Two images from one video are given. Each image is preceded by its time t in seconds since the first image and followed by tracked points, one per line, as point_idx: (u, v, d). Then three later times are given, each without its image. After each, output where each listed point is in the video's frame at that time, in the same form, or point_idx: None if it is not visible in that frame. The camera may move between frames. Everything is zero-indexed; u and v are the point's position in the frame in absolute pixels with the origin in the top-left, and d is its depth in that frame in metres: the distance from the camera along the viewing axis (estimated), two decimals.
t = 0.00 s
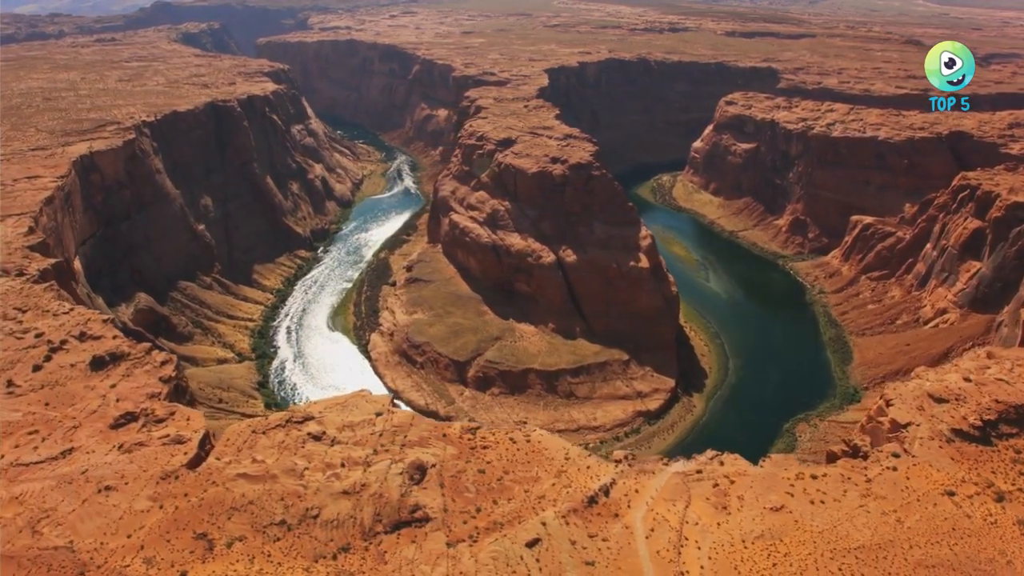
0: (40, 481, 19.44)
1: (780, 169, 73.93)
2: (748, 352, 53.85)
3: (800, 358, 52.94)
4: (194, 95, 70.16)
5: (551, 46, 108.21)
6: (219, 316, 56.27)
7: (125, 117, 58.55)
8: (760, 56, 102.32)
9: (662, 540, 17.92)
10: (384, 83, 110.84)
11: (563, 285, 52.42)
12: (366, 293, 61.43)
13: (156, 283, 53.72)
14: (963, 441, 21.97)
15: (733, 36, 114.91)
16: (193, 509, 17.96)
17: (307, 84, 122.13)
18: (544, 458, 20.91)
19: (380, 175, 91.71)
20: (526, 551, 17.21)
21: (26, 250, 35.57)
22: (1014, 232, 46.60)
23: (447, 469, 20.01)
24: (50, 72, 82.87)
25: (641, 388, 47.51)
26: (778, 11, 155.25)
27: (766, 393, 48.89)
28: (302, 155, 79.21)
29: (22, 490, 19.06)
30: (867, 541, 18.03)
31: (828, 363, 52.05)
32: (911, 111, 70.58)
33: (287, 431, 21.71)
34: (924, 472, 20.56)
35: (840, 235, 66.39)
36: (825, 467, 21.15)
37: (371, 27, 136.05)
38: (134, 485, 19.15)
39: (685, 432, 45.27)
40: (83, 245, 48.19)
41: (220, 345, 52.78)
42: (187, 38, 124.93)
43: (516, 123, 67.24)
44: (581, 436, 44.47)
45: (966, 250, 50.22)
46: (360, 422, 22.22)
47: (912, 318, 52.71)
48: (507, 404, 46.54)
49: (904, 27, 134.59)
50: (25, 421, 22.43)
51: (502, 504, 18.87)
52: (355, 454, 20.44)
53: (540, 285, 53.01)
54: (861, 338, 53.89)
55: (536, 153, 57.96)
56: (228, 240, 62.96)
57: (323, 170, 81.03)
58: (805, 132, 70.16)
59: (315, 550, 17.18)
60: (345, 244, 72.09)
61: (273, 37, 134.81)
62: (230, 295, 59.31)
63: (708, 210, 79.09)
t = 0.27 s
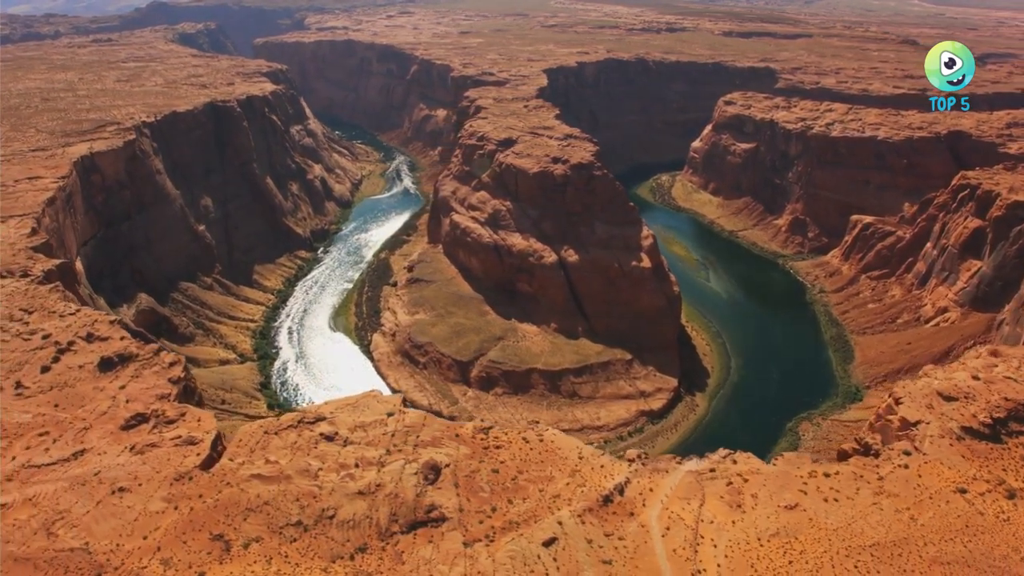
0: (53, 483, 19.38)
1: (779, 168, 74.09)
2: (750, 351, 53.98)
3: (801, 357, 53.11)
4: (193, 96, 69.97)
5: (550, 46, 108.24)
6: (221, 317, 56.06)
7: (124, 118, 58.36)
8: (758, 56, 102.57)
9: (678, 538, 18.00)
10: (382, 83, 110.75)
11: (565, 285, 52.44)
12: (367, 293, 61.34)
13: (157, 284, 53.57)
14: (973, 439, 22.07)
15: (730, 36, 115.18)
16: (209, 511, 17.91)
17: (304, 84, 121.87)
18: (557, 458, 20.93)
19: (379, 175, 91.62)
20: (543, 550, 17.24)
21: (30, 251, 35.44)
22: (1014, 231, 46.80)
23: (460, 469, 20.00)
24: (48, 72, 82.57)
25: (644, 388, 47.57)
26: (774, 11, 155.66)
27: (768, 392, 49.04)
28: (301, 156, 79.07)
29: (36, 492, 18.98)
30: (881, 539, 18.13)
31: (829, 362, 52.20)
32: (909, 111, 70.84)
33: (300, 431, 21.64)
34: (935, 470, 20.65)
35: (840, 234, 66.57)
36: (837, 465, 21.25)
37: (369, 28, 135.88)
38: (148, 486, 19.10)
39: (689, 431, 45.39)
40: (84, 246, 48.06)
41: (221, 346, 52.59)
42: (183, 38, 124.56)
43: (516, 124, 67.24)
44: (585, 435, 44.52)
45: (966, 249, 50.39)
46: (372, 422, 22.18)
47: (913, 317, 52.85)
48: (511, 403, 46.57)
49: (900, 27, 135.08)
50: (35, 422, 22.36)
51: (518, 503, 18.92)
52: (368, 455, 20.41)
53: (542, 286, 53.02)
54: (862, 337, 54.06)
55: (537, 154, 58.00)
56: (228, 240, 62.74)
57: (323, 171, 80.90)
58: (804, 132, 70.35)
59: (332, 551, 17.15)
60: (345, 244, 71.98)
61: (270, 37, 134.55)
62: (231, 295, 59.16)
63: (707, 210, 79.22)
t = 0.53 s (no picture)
0: (68, 485, 19.28)
1: (778, 168, 74.29)
2: (752, 350, 54.15)
3: (803, 356, 53.34)
4: (192, 96, 69.72)
5: (547, 46, 108.31)
6: (222, 318, 55.86)
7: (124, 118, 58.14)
8: (755, 56, 102.92)
9: (696, 536, 18.10)
10: (379, 84, 110.70)
11: (567, 285, 52.47)
12: (368, 294, 61.27)
13: (158, 285, 53.39)
14: (984, 436, 22.20)
15: (726, 36, 115.57)
16: (227, 512, 17.85)
17: (301, 85, 121.63)
18: (573, 457, 20.98)
19: (377, 175, 91.52)
20: (562, 549, 17.28)
21: (34, 252, 35.26)
22: (1015, 230, 47.07)
23: (476, 469, 20.02)
24: (44, 73, 82.17)
25: (647, 387, 47.65)
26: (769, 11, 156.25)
27: (770, 391, 49.24)
28: (300, 157, 78.89)
29: (51, 494, 18.89)
30: (897, 536, 18.24)
31: (831, 361, 52.43)
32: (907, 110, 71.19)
33: (314, 432, 21.61)
34: (948, 467, 20.75)
35: (839, 233, 66.80)
36: (851, 462, 21.36)
37: (365, 28, 135.70)
38: (164, 488, 19.03)
39: (693, 430, 45.56)
40: (85, 247, 47.92)
41: (223, 347, 52.40)
42: (179, 39, 124.11)
43: (516, 124, 67.25)
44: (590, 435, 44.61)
45: (966, 248, 50.66)
46: (386, 422, 22.18)
47: (913, 315, 53.05)
48: (514, 404, 46.60)
49: (895, 27, 135.77)
50: (47, 424, 22.27)
51: (535, 502, 18.96)
52: (384, 455, 20.40)
53: (544, 285, 53.05)
54: (863, 335, 54.28)
55: (538, 154, 58.06)
56: (228, 241, 62.56)
57: (322, 172, 80.76)
58: (802, 132, 70.57)
59: (352, 551, 17.12)
60: (345, 245, 71.87)
61: (266, 38, 134.22)
62: (232, 296, 59.00)
63: (706, 210, 79.39)
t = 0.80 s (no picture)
0: (81, 487, 19.22)
1: (777, 167, 74.47)
2: (753, 350, 54.30)
3: (804, 355, 53.52)
4: (190, 97, 69.51)
5: (545, 47, 108.35)
6: (223, 319, 55.73)
7: (123, 119, 57.93)
8: (752, 56, 103.20)
9: (712, 535, 18.21)
10: (377, 85, 110.71)
11: (569, 284, 52.46)
12: (369, 294, 61.23)
13: (159, 287, 53.28)
14: (993, 434, 22.31)
15: (723, 36, 115.89)
16: (242, 513, 17.81)
17: (298, 86, 121.37)
18: (586, 457, 21.04)
19: (376, 176, 91.40)
20: (579, 548, 17.34)
21: (37, 254, 35.13)
22: (1015, 229, 47.27)
23: (490, 469, 20.06)
24: (41, 74, 81.80)
25: (650, 387, 47.74)
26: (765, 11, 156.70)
27: (773, 390, 49.42)
28: (299, 157, 78.77)
29: (64, 496, 18.82)
30: (911, 534, 18.34)
31: (832, 359, 52.64)
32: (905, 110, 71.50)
33: (326, 433, 21.57)
34: (960, 465, 20.83)
35: (838, 233, 67.00)
36: (862, 460, 21.46)
37: (362, 28, 135.51)
38: (178, 489, 18.96)
39: (696, 429, 45.68)
40: (87, 248, 47.85)
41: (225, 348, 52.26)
42: (175, 40, 123.67)
43: (516, 124, 67.23)
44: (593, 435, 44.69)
45: (967, 247, 50.86)
46: (398, 423, 22.20)
47: (914, 314, 53.25)
48: (517, 404, 46.60)
49: (890, 27, 136.35)
50: (57, 426, 22.19)
51: (550, 501, 19.01)
52: (398, 455, 20.39)
53: (546, 285, 53.06)
54: (863, 334, 54.49)
55: (539, 153, 58.11)
56: (229, 242, 62.42)
57: (321, 172, 80.65)
58: (801, 131, 70.72)
59: (370, 552, 17.10)
60: (345, 245, 71.77)
61: (262, 38, 133.78)
62: (233, 297, 58.86)
63: (705, 209, 79.58)
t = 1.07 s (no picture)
0: (96, 489, 19.14)
1: (776, 167, 74.66)
2: (755, 349, 54.44)
3: (806, 354, 53.68)
4: (189, 97, 69.29)
5: (542, 47, 108.38)
6: (224, 321, 55.55)
7: (123, 120, 57.71)
8: (750, 56, 103.49)
9: (730, 533, 18.31)
10: (374, 85, 110.58)
11: (571, 284, 52.47)
12: (370, 295, 61.14)
13: (160, 288, 53.07)
14: (1004, 431, 22.41)
15: (720, 36, 116.22)
16: (260, 515, 17.77)
17: (295, 86, 121.10)
18: (602, 456, 21.07)
19: (374, 176, 91.23)
20: (598, 547, 17.40)
21: (41, 255, 34.97)
22: (1016, 228, 47.54)
23: (506, 469, 20.07)
24: (37, 75, 81.39)
25: (653, 386, 47.82)
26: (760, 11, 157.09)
27: (776, 389, 49.59)
28: (298, 158, 78.61)
29: (79, 499, 18.74)
30: (927, 531, 18.45)
31: (834, 358, 52.82)
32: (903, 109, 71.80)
33: (340, 433, 21.53)
34: (972, 462, 20.92)
35: (838, 232, 67.21)
36: (876, 458, 21.56)
37: (358, 29, 135.32)
38: (194, 491, 18.89)
39: (700, 428, 45.79)
40: (87, 249, 47.64)
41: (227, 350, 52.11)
42: (171, 40, 123.20)
43: (516, 124, 67.24)
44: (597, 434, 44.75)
45: (966, 246, 51.12)
46: (412, 423, 22.17)
47: (914, 312, 53.47)
48: (521, 404, 46.60)
49: (885, 27, 136.90)
50: (69, 428, 22.08)
51: (568, 501, 19.05)
52: (414, 456, 20.38)
53: (548, 286, 53.07)
54: (864, 333, 54.70)
55: (540, 154, 58.13)
56: (229, 243, 62.23)
57: (319, 173, 80.51)
58: (800, 131, 70.95)
59: (390, 552, 17.11)
60: (345, 246, 71.63)
61: (259, 38, 133.38)
62: (234, 298, 58.68)
63: (704, 209, 79.73)
